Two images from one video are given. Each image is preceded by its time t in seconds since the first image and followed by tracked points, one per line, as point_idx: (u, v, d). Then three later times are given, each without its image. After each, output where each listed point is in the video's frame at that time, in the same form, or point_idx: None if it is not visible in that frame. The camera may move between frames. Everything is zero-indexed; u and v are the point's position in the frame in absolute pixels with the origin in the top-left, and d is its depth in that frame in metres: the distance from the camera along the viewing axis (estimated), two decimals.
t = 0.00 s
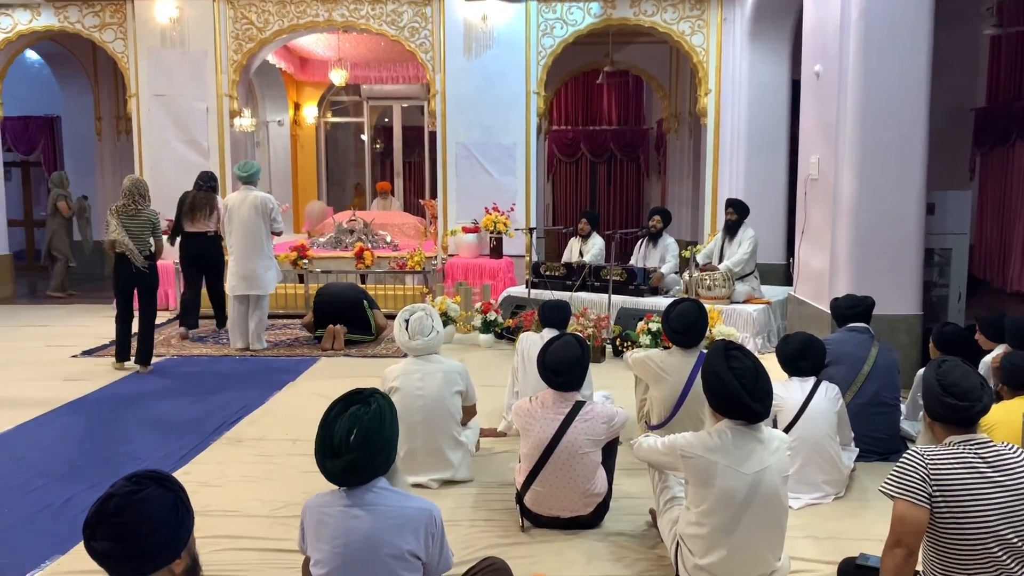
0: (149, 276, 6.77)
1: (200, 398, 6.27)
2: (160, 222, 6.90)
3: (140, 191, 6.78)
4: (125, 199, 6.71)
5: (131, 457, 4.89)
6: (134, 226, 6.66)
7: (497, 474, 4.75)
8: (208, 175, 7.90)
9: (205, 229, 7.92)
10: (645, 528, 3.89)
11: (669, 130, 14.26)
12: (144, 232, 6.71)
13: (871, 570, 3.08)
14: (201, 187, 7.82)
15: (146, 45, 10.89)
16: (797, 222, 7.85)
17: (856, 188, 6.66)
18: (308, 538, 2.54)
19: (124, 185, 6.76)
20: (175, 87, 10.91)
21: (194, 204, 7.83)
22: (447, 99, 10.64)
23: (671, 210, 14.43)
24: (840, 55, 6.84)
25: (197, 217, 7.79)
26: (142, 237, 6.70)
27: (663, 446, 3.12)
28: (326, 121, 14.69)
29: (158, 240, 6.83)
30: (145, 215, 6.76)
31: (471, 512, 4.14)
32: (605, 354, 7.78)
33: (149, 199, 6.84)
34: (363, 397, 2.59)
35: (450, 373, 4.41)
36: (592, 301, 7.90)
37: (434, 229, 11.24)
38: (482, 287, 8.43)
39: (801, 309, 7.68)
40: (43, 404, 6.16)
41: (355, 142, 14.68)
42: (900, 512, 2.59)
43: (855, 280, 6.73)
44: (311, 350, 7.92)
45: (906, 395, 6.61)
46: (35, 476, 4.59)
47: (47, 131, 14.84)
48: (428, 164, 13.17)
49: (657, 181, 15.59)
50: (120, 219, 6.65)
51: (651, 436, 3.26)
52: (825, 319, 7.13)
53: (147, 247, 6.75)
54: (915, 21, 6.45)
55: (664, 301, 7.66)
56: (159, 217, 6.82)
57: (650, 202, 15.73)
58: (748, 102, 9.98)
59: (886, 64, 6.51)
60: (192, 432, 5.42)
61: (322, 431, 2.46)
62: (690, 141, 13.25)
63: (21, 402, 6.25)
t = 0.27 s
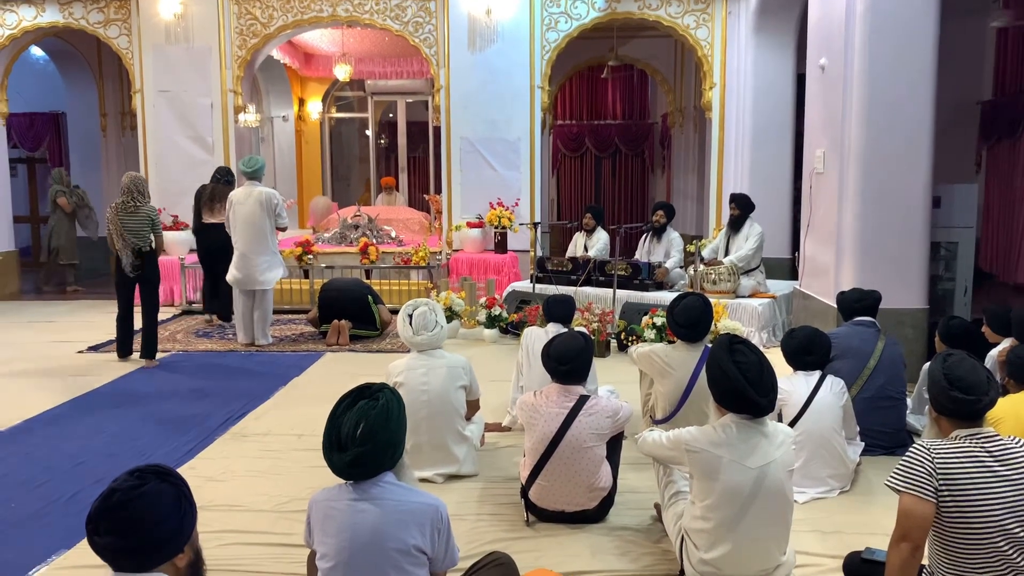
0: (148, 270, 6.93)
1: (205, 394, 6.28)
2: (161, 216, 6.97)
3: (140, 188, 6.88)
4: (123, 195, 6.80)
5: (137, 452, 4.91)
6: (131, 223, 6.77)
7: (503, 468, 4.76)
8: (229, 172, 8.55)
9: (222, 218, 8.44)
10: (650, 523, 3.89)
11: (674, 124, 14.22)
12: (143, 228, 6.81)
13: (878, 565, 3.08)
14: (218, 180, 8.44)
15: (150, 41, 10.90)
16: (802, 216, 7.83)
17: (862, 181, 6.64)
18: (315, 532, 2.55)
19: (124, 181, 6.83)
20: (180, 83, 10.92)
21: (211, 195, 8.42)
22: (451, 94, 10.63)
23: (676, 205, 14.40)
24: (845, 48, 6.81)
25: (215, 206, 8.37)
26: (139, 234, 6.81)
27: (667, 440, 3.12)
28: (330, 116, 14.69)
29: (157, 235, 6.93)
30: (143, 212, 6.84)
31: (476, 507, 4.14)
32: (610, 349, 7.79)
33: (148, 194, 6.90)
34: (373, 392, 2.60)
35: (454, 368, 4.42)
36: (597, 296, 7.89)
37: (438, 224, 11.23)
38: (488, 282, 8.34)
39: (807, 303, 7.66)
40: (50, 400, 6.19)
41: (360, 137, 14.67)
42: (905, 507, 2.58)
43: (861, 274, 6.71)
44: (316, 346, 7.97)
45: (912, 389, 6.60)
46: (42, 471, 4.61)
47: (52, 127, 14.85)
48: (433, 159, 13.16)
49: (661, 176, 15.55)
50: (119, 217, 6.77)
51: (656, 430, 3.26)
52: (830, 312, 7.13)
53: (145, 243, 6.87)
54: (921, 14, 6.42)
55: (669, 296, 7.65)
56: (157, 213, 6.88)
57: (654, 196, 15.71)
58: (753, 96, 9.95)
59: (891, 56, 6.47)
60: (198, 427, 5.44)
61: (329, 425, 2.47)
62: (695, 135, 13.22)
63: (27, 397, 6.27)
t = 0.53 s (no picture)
0: (140, 265, 7.11)
1: (207, 392, 6.29)
2: (153, 212, 7.15)
3: (132, 185, 7.06)
4: (115, 192, 6.98)
5: (139, 451, 4.92)
6: (122, 220, 6.96)
7: (505, 465, 4.77)
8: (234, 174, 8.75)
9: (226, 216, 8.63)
10: (653, 520, 3.89)
11: (675, 121, 14.21)
12: (134, 224, 7.01)
13: (880, 561, 3.08)
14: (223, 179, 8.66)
15: (151, 40, 10.89)
16: (803, 213, 7.83)
17: (863, 178, 6.64)
18: (319, 529, 2.55)
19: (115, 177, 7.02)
20: (181, 81, 10.92)
21: (217, 194, 8.63)
22: (452, 91, 10.62)
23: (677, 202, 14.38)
24: (846, 45, 6.81)
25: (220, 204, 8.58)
26: (131, 230, 6.99)
27: (669, 438, 3.12)
28: (331, 114, 14.69)
29: (148, 230, 7.11)
30: (135, 208, 7.02)
31: (478, 504, 4.15)
32: (612, 346, 7.80)
33: (140, 190, 7.08)
34: (377, 390, 2.61)
35: (455, 366, 4.42)
36: (598, 293, 7.90)
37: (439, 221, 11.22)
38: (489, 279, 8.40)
39: (808, 299, 7.66)
40: (52, 399, 6.20)
41: (360, 134, 14.65)
42: (907, 503, 2.59)
43: (863, 271, 6.70)
44: (318, 344, 7.99)
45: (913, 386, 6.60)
46: (45, 470, 4.62)
47: (53, 126, 14.87)
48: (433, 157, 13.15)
49: (662, 173, 15.54)
50: (111, 213, 6.95)
51: (658, 427, 3.26)
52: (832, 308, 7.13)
53: (137, 238, 7.05)
54: (922, 11, 6.41)
55: (670, 292, 7.63)
56: (149, 209, 7.06)
57: (655, 193, 15.71)
58: (754, 93, 9.93)
59: (893, 52, 6.47)
60: (200, 425, 5.46)
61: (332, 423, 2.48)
62: (697, 131, 13.21)
63: (29, 396, 6.28)
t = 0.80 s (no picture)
0: (131, 266, 7.15)
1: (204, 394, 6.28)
2: (143, 213, 7.18)
3: (121, 187, 7.10)
4: (105, 194, 7.01)
5: (136, 453, 4.91)
6: (113, 221, 6.99)
7: (503, 466, 4.77)
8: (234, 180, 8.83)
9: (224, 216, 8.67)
10: (651, 520, 3.90)
11: (671, 121, 14.22)
12: (125, 226, 7.03)
13: (877, 561, 3.10)
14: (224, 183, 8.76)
15: (147, 42, 10.88)
16: (800, 213, 7.84)
17: (860, 177, 6.65)
18: (317, 530, 2.54)
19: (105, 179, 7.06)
20: (178, 83, 10.91)
21: (218, 196, 8.72)
22: (449, 92, 10.62)
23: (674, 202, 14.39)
24: (843, 46, 6.82)
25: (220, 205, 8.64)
26: (121, 231, 7.02)
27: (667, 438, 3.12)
28: (328, 115, 14.71)
29: (139, 232, 7.14)
30: (125, 209, 7.05)
31: (477, 505, 4.15)
32: (609, 347, 7.81)
33: (130, 192, 7.11)
34: (373, 392, 2.61)
35: (454, 367, 4.43)
36: (596, 293, 7.90)
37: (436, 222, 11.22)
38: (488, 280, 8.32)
39: (805, 299, 7.67)
40: (48, 401, 6.19)
41: (357, 135, 14.65)
42: (905, 502, 2.59)
43: (860, 270, 6.71)
44: (315, 345, 7.99)
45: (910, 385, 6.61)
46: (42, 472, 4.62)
47: (49, 127, 14.85)
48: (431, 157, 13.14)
49: (659, 173, 15.56)
50: (101, 215, 6.98)
51: (656, 427, 3.26)
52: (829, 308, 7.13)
53: (128, 240, 7.08)
54: (918, 10, 6.42)
55: (668, 293, 7.65)
56: (139, 211, 7.09)
57: (652, 193, 15.72)
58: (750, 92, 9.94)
59: (889, 52, 6.48)
60: (196, 427, 5.44)
61: (330, 424, 2.47)
62: (693, 132, 13.22)
63: (26, 398, 6.27)
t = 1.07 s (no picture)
0: (124, 271, 7.15)
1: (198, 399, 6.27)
2: (137, 218, 7.16)
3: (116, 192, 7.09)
4: (99, 199, 7.01)
5: (130, 458, 4.89)
6: (105, 227, 6.98)
7: (498, 470, 4.78)
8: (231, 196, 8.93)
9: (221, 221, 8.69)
10: (645, 523, 3.90)
11: (665, 124, 14.25)
12: (118, 232, 7.03)
13: (872, 564, 3.09)
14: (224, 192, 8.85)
15: (141, 46, 10.87)
16: (793, 216, 7.86)
17: (852, 179, 6.68)
18: (310, 537, 2.54)
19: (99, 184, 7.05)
20: (171, 88, 10.90)
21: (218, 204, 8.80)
22: (443, 96, 10.62)
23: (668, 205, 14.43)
24: (835, 49, 6.84)
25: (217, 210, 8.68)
26: (114, 237, 7.01)
27: (661, 442, 3.13)
28: (322, 120, 14.72)
29: (132, 237, 7.13)
30: (118, 215, 7.04)
31: (471, 509, 4.15)
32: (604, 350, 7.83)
33: (124, 197, 7.09)
34: (362, 397, 2.61)
35: (449, 371, 4.44)
36: (591, 297, 7.91)
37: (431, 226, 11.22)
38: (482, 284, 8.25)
39: (798, 302, 7.69)
40: (41, 407, 6.16)
41: (351, 139, 14.65)
42: (898, 505, 2.60)
43: (852, 271, 6.74)
44: (309, 350, 7.99)
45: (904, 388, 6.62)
46: (36, 478, 4.60)
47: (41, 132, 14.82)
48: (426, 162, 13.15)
49: (652, 177, 15.59)
50: (93, 220, 6.98)
51: (650, 431, 3.26)
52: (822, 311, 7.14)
53: (120, 245, 7.07)
54: (909, 13, 6.45)
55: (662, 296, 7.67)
56: (132, 216, 7.07)
57: (647, 195, 15.73)
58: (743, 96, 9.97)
59: (881, 54, 6.51)
60: (190, 433, 5.41)
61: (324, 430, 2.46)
62: (687, 135, 13.25)
63: (19, 404, 6.24)
